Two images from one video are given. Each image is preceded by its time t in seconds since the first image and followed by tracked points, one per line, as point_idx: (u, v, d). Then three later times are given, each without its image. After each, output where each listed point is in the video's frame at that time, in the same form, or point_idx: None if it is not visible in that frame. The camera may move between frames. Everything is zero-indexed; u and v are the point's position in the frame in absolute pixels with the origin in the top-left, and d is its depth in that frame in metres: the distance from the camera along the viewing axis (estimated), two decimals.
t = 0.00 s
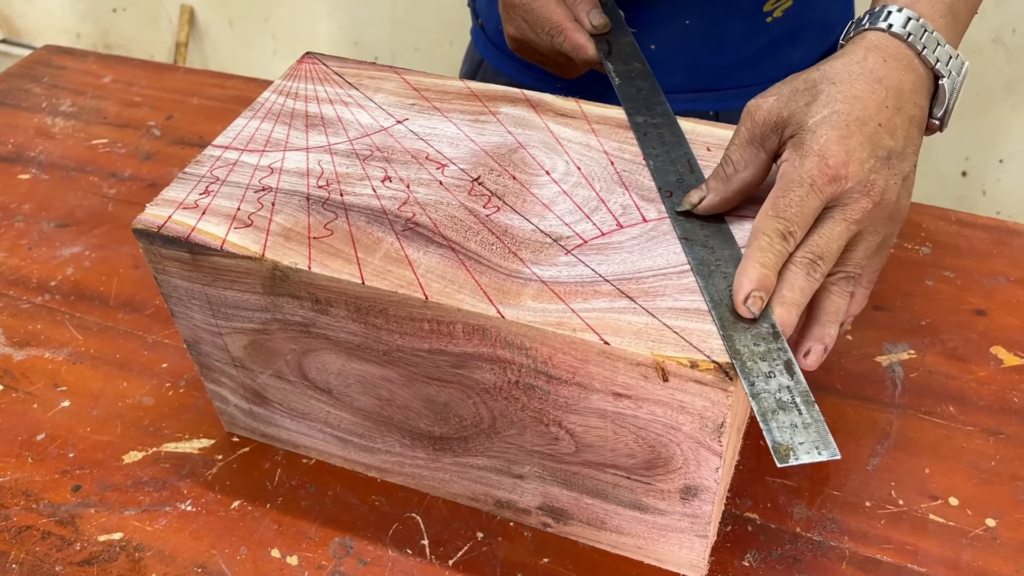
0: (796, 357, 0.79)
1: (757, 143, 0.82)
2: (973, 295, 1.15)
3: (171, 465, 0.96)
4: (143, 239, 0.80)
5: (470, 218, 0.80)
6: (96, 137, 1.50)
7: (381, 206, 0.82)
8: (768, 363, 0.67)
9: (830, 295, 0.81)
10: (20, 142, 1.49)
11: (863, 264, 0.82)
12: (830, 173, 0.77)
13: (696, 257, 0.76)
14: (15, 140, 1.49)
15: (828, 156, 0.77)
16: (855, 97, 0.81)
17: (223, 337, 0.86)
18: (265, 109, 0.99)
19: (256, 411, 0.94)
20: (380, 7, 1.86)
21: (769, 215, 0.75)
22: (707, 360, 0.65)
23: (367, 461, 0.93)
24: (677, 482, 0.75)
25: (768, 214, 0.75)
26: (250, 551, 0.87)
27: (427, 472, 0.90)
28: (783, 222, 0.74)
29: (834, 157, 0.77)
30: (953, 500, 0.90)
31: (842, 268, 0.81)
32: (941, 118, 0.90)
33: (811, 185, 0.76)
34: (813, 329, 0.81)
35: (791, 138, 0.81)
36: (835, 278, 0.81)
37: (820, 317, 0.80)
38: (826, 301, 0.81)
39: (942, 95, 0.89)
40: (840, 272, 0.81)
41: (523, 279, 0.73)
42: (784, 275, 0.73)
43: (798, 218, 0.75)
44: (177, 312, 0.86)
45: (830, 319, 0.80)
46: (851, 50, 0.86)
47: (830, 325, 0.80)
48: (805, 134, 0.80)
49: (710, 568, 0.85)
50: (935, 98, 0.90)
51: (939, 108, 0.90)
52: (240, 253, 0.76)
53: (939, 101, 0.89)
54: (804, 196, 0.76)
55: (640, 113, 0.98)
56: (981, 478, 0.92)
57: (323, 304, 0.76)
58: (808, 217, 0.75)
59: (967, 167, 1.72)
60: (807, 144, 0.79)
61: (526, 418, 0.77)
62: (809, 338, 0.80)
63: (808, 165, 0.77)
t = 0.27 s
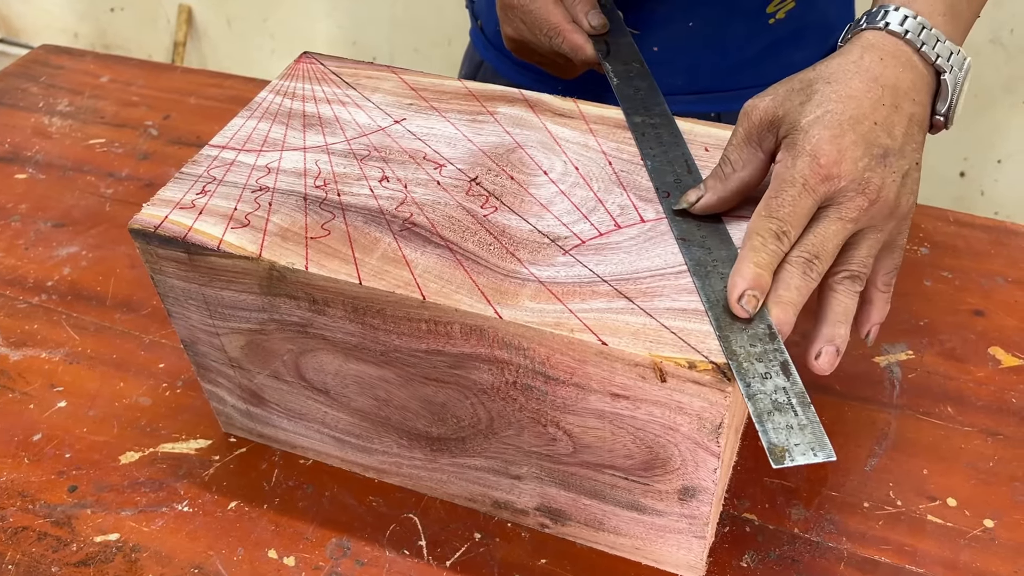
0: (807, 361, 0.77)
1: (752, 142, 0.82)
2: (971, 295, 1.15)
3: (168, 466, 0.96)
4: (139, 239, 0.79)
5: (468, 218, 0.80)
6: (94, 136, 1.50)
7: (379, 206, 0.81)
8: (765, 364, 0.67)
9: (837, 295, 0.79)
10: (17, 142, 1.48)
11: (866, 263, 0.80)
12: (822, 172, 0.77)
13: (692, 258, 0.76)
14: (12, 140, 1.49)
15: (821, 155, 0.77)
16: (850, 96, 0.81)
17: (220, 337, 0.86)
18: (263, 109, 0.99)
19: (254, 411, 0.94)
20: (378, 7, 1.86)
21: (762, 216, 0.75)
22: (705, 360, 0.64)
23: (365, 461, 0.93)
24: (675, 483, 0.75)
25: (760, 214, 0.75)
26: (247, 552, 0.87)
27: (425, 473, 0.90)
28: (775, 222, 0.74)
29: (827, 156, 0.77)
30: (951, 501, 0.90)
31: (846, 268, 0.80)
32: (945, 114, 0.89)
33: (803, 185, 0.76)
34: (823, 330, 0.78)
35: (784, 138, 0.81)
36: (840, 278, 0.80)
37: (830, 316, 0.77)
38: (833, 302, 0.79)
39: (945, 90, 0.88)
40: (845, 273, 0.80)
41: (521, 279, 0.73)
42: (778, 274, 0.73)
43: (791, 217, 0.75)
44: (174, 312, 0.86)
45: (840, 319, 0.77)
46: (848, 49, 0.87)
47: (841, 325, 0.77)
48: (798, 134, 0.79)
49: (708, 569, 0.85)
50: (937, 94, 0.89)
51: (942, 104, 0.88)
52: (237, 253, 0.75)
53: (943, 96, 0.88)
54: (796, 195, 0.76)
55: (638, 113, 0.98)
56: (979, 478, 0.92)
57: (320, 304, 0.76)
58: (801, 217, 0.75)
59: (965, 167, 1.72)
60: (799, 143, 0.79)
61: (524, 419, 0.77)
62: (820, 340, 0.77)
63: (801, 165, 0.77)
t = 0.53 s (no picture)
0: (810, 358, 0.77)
1: (756, 137, 0.82)
2: (972, 293, 1.15)
3: (171, 461, 0.96)
4: (143, 235, 0.80)
5: (470, 215, 0.80)
6: (96, 133, 1.50)
7: (382, 202, 0.82)
8: (766, 360, 0.67)
9: (837, 293, 0.79)
10: (20, 139, 1.48)
11: (866, 263, 0.81)
12: (830, 171, 0.77)
13: (694, 254, 0.76)
14: (15, 137, 1.49)
15: (829, 154, 0.77)
16: (856, 97, 0.81)
17: (223, 332, 0.86)
18: (266, 105, 0.99)
19: (256, 407, 0.94)
20: (380, 4, 1.86)
21: (769, 212, 0.75)
22: (706, 356, 0.65)
23: (367, 457, 0.94)
24: (676, 479, 0.75)
25: (768, 210, 0.75)
26: (250, 547, 0.87)
27: (427, 469, 0.90)
28: (783, 218, 0.74)
29: (834, 155, 0.77)
30: (952, 498, 0.90)
31: (846, 267, 0.81)
32: (941, 121, 0.90)
33: (811, 182, 0.76)
34: (825, 327, 0.78)
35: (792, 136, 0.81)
36: (840, 277, 0.80)
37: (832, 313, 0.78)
38: (833, 299, 0.79)
39: (942, 98, 0.89)
40: (845, 272, 0.81)
41: (523, 275, 0.73)
42: (783, 270, 0.73)
43: (798, 214, 0.75)
44: (177, 307, 0.86)
45: (841, 316, 0.78)
46: (852, 53, 0.87)
47: (842, 322, 0.77)
48: (806, 132, 0.80)
49: (710, 564, 0.85)
50: (935, 101, 0.90)
51: (939, 111, 0.90)
52: (241, 249, 0.76)
53: (939, 104, 0.89)
54: (803, 193, 0.76)
55: (641, 110, 0.98)
56: (980, 475, 0.92)
57: (323, 300, 0.76)
58: (807, 215, 0.75)
59: (966, 166, 1.72)
60: (807, 141, 0.79)
61: (526, 415, 0.77)
62: (822, 337, 0.77)
63: (809, 163, 0.77)
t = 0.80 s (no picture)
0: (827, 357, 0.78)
1: (762, 133, 0.82)
2: (980, 291, 1.14)
3: (175, 457, 0.96)
4: (147, 230, 0.79)
5: (476, 211, 0.80)
6: (101, 128, 1.50)
7: (387, 198, 0.81)
8: (774, 359, 0.67)
9: (854, 291, 0.80)
10: (24, 133, 1.48)
11: (883, 258, 0.81)
12: (837, 169, 0.76)
13: (701, 251, 0.75)
14: (19, 132, 1.49)
15: (835, 151, 0.77)
16: (863, 89, 0.80)
17: (227, 329, 0.86)
18: (270, 100, 0.99)
19: (260, 403, 0.94)
20: None
21: (774, 212, 0.74)
22: (713, 354, 0.64)
23: (371, 454, 0.93)
24: (682, 477, 0.74)
25: (773, 210, 0.74)
26: (253, 544, 0.87)
27: (431, 466, 0.90)
28: (788, 218, 0.73)
29: (842, 152, 0.77)
30: (959, 497, 0.90)
31: (862, 264, 0.81)
32: (959, 102, 0.89)
33: (818, 181, 0.76)
34: (841, 326, 0.79)
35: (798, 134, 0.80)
36: (856, 275, 0.80)
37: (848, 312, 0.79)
38: (850, 297, 0.80)
39: (957, 78, 0.87)
40: (861, 269, 0.81)
41: (529, 272, 0.73)
42: (796, 278, 0.74)
43: (804, 213, 0.74)
44: (181, 303, 0.86)
45: (858, 315, 0.79)
46: (858, 41, 0.86)
47: (860, 321, 0.78)
48: (811, 130, 0.79)
49: (715, 563, 0.85)
50: (949, 82, 0.88)
51: (955, 92, 0.88)
52: (245, 245, 0.75)
53: (955, 85, 0.88)
54: (811, 193, 0.75)
55: (647, 106, 0.97)
56: (987, 475, 0.92)
57: (327, 297, 0.76)
58: (814, 213, 0.74)
59: (973, 163, 1.71)
60: (814, 139, 0.78)
61: (531, 412, 0.76)
62: (839, 335, 0.79)
63: (815, 162, 0.77)
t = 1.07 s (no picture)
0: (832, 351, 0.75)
1: (755, 118, 0.81)
2: (987, 290, 1.13)
3: (178, 454, 0.96)
4: (150, 227, 0.79)
5: (480, 209, 0.79)
6: (105, 123, 1.50)
7: (390, 195, 0.81)
8: (780, 358, 0.66)
9: (855, 283, 0.78)
10: (29, 129, 1.48)
11: (883, 249, 0.79)
12: (827, 159, 0.76)
13: (706, 250, 0.75)
14: (24, 127, 1.49)
15: (824, 142, 0.76)
16: (860, 80, 0.79)
17: (230, 325, 0.86)
18: (275, 96, 0.98)
19: (264, 400, 0.94)
20: None
21: (771, 208, 0.74)
22: (719, 353, 0.64)
23: (375, 451, 0.93)
24: (687, 477, 0.74)
25: (769, 207, 0.74)
26: (257, 541, 0.87)
27: (435, 463, 0.90)
28: (784, 213, 0.73)
29: (832, 142, 0.76)
30: (965, 498, 0.89)
31: (863, 255, 0.79)
32: (969, 91, 0.87)
33: (809, 173, 0.75)
34: (845, 318, 0.77)
35: (790, 126, 0.80)
36: (857, 266, 0.79)
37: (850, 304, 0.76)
38: (852, 289, 0.78)
39: (966, 67, 0.86)
40: (862, 260, 0.79)
41: (533, 270, 0.72)
42: (793, 265, 0.72)
43: (799, 207, 0.74)
44: (184, 300, 0.85)
45: (861, 307, 0.76)
46: (861, 31, 0.85)
47: (863, 312, 0.76)
48: (802, 122, 0.79)
49: (720, 563, 0.84)
50: (959, 71, 0.87)
51: (964, 81, 0.87)
52: (248, 242, 0.75)
53: (965, 74, 0.86)
54: (802, 184, 0.75)
55: (653, 102, 0.97)
56: (994, 475, 0.91)
57: (331, 294, 0.75)
58: (810, 206, 0.74)
59: (980, 160, 1.69)
60: (804, 131, 0.78)
61: (535, 411, 0.76)
62: (841, 329, 0.76)
63: (806, 153, 0.76)
